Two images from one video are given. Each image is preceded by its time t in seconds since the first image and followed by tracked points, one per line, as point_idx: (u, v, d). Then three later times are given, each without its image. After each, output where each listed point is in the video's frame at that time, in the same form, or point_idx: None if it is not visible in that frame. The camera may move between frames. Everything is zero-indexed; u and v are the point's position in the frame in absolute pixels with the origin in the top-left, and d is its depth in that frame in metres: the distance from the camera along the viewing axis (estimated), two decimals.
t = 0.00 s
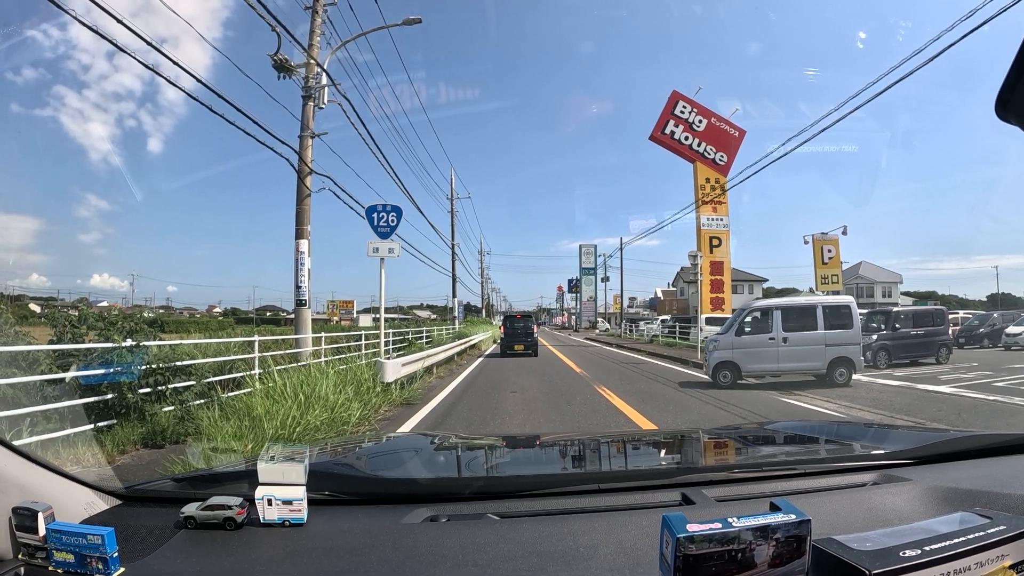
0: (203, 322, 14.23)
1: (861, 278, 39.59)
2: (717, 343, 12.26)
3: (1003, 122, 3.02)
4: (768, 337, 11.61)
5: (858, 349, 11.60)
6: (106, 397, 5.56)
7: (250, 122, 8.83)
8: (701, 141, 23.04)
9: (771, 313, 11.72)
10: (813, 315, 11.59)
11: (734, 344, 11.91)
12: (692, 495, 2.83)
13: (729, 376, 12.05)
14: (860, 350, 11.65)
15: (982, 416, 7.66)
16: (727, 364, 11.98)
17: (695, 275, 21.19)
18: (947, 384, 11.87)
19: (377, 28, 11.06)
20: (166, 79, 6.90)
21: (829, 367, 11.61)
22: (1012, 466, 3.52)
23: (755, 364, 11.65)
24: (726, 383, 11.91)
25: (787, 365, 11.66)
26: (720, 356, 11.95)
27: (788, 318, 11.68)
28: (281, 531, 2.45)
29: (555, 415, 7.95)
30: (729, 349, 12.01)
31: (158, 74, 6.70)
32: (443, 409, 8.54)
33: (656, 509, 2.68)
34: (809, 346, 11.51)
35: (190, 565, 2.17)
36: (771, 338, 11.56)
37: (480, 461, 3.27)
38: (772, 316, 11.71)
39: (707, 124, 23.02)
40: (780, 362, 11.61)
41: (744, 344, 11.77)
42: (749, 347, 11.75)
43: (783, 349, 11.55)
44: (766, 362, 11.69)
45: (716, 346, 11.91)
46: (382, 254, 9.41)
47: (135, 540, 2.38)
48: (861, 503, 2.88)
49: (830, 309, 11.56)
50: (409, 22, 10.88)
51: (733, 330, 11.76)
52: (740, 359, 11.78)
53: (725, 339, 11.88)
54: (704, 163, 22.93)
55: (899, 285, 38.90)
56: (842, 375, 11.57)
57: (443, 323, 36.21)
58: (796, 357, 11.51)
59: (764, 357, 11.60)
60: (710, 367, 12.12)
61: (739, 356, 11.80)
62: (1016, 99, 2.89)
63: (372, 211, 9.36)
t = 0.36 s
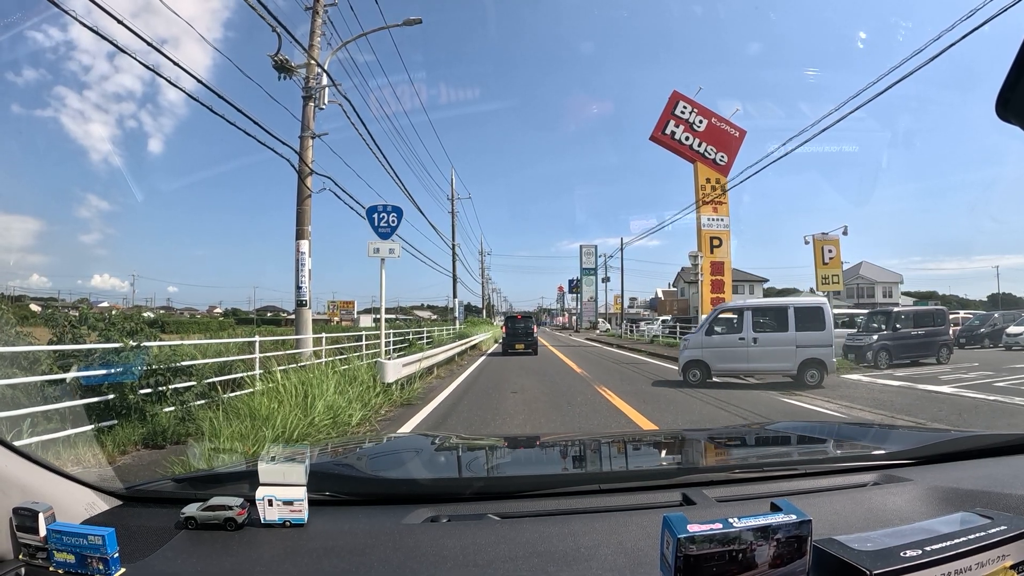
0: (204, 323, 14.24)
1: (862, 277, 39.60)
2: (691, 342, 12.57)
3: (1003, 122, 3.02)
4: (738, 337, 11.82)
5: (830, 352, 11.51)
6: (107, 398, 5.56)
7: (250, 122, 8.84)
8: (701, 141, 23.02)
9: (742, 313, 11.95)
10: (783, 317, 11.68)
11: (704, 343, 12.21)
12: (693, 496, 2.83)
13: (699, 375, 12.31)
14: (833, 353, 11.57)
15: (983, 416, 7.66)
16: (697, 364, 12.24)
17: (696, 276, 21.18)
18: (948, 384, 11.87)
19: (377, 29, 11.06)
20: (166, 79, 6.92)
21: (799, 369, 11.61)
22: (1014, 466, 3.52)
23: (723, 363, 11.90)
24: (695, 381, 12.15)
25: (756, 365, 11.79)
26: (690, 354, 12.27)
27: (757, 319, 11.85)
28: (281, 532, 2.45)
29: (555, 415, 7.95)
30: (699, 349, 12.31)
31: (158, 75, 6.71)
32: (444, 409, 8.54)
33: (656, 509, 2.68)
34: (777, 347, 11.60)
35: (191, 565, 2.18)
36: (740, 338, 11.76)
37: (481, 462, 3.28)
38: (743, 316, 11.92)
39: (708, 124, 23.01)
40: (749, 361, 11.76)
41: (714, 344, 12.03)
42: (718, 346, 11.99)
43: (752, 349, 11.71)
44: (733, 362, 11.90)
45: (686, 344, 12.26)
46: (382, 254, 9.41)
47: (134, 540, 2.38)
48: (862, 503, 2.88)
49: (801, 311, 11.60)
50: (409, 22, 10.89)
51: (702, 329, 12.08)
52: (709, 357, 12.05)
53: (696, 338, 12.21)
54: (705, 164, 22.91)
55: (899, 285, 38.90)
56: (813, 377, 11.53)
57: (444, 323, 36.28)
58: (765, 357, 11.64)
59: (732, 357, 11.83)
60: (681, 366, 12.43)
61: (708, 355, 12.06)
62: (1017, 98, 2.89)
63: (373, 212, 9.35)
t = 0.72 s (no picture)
0: (203, 324, 14.26)
1: (863, 278, 39.60)
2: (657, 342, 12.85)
3: (1004, 122, 3.01)
4: (697, 338, 12.02)
5: (789, 356, 11.36)
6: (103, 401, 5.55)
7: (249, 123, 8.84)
8: (702, 142, 23.02)
9: (703, 315, 12.15)
10: (740, 319, 11.76)
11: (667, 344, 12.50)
12: (693, 496, 2.83)
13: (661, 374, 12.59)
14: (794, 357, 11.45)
15: (984, 417, 7.65)
16: (657, 363, 12.60)
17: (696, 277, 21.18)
18: (948, 385, 11.85)
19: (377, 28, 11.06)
20: (164, 79, 6.92)
21: (759, 371, 11.60)
22: (1014, 466, 3.52)
23: (682, 364, 12.13)
24: (655, 380, 12.44)
25: (716, 366, 11.93)
26: (652, 354, 12.57)
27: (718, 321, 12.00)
28: (282, 531, 2.45)
29: (555, 416, 7.93)
30: (663, 349, 12.60)
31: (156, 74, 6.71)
32: (444, 410, 8.53)
33: (657, 509, 2.68)
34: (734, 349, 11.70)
35: (191, 565, 2.18)
36: (699, 339, 11.96)
37: (480, 461, 3.27)
38: (705, 318, 12.11)
39: (708, 124, 23.02)
40: (709, 362, 11.91)
41: (674, 344, 12.27)
42: (679, 347, 12.23)
43: (711, 351, 11.88)
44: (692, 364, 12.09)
45: (648, 343, 12.57)
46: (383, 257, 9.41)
47: (135, 540, 2.38)
48: (863, 503, 2.88)
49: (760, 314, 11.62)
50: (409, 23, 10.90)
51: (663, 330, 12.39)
52: (669, 357, 12.30)
53: (657, 338, 12.50)
54: (706, 164, 22.89)
55: (900, 286, 38.85)
56: (772, 380, 11.49)
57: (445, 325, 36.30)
58: (722, 359, 11.77)
59: (691, 358, 12.03)
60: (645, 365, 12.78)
61: (668, 355, 12.31)
62: (1018, 98, 2.89)
63: (373, 212, 9.35)
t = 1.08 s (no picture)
0: (202, 324, 14.27)
1: (863, 279, 39.61)
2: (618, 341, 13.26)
3: (1004, 122, 3.01)
4: (652, 337, 12.38)
5: (741, 355, 11.52)
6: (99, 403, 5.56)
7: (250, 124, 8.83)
8: (703, 142, 23.02)
9: (659, 315, 12.50)
10: (693, 318, 12.04)
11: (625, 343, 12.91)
12: (693, 496, 2.83)
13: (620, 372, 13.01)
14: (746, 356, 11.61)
15: (986, 418, 7.64)
16: (616, 362, 13.04)
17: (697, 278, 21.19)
18: (951, 386, 11.83)
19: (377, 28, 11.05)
20: (166, 82, 6.90)
21: (712, 370, 11.80)
22: (1014, 466, 3.52)
23: (638, 362, 12.50)
24: (613, 378, 12.87)
25: (671, 364, 12.25)
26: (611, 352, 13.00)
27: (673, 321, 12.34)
28: (281, 531, 2.45)
29: (554, 417, 7.92)
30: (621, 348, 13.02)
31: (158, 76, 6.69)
32: (444, 412, 8.53)
33: (657, 509, 2.68)
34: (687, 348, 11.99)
35: (191, 565, 2.18)
36: (654, 338, 12.33)
37: (480, 461, 3.26)
38: (660, 318, 12.46)
39: (709, 125, 23.01)
40: (663, 361, 12.26)
41: (631, 343, 12.65)
42: (635, 346, 12.61)
43: (665, 349, 12.21)
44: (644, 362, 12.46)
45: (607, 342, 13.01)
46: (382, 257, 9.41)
47: (135, 540, 2.38)
48: (863, 503, 2.88)
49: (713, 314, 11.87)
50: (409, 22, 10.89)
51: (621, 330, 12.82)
52: (626, 356, 12.71)
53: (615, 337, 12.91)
54: (707, 165, 22.89)
55: (900, 287, 38.84)
56: (723, 379, 11.66)
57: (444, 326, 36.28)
58: (676, 357, 12.09)
59: (647, 356, 12.38)
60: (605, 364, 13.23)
61: (625, 354, 12.71)
62: (1017, 97, 2.89)
63: (372, 212, 9.35)
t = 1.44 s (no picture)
0: (202, 326, 14.26)
1: (864, 280, 39.61)
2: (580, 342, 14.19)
3: (1004, 122, 3.01)
4: (607, 339, 13.26)
5: (687, 356, 12.11)
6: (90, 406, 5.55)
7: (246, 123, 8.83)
8: (704, 142, 23.04)
9: (614, 317, 13.36)
10: (645, 320, 12.82)
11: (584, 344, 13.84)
12: (692, 495, 2.82)
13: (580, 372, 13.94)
14: (694, 357, 12.19)
15: (989, 421, 7.64)
16: (578, 362, 13.99)
17: (698, 278, 21.20)
18: (956, 388, 11.80)
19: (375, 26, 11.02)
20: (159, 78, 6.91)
21: (662, 370, 12.45)
22: (1015, 466, 3.52)
23: (595, 362, 13.41)
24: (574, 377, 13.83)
25: (625, 364, 13.06)
26: (572, 352, 13.95)
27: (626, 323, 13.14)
28: (282, 531, 2.45)
29: (555, 420, 7.91)
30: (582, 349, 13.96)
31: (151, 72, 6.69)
32: (443, 414, 8.55)
33: (657, 509, 2.68)
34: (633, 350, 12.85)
35: (192, 565, 2.18)
36: (608, 339, 13.21)
37: (480, 461, 3.26)
38: (615, 320, 13.32)
39: (710, 125, 23.01)
40: (617, 361, 13.09)
41: (588, 344, 13.58)
42: (592, 346, 13.53)
43: (618, 350, 13.06)
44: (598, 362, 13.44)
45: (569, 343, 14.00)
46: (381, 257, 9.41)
47: (135, 540, 2.38)
48: (862, 503, 2.87)
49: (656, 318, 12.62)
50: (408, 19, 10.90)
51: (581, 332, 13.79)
52: (584, 356, 13.65)
53: (576, 338, 13.88)
54: (708, 165, 22.93)
55: (902, 288, 38.85)
56: (672, 378, 12.26)
57: (444, 327, 36.28)
58: (628, 357, 12.90)
59: (602, 356, 13.27)
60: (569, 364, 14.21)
61: (584, 354, 13.66)
62: (1018, 97, 2.89)
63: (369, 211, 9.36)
